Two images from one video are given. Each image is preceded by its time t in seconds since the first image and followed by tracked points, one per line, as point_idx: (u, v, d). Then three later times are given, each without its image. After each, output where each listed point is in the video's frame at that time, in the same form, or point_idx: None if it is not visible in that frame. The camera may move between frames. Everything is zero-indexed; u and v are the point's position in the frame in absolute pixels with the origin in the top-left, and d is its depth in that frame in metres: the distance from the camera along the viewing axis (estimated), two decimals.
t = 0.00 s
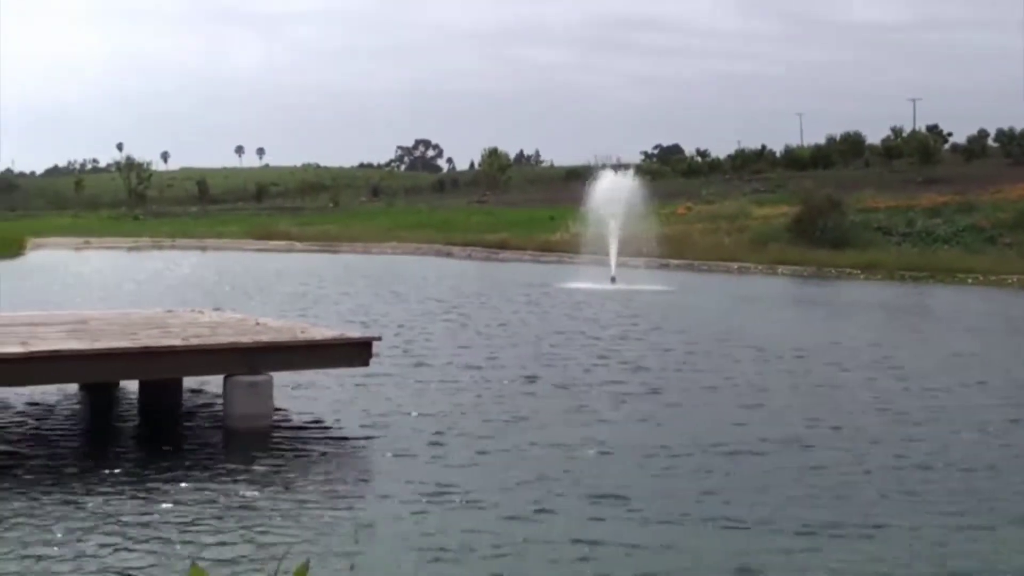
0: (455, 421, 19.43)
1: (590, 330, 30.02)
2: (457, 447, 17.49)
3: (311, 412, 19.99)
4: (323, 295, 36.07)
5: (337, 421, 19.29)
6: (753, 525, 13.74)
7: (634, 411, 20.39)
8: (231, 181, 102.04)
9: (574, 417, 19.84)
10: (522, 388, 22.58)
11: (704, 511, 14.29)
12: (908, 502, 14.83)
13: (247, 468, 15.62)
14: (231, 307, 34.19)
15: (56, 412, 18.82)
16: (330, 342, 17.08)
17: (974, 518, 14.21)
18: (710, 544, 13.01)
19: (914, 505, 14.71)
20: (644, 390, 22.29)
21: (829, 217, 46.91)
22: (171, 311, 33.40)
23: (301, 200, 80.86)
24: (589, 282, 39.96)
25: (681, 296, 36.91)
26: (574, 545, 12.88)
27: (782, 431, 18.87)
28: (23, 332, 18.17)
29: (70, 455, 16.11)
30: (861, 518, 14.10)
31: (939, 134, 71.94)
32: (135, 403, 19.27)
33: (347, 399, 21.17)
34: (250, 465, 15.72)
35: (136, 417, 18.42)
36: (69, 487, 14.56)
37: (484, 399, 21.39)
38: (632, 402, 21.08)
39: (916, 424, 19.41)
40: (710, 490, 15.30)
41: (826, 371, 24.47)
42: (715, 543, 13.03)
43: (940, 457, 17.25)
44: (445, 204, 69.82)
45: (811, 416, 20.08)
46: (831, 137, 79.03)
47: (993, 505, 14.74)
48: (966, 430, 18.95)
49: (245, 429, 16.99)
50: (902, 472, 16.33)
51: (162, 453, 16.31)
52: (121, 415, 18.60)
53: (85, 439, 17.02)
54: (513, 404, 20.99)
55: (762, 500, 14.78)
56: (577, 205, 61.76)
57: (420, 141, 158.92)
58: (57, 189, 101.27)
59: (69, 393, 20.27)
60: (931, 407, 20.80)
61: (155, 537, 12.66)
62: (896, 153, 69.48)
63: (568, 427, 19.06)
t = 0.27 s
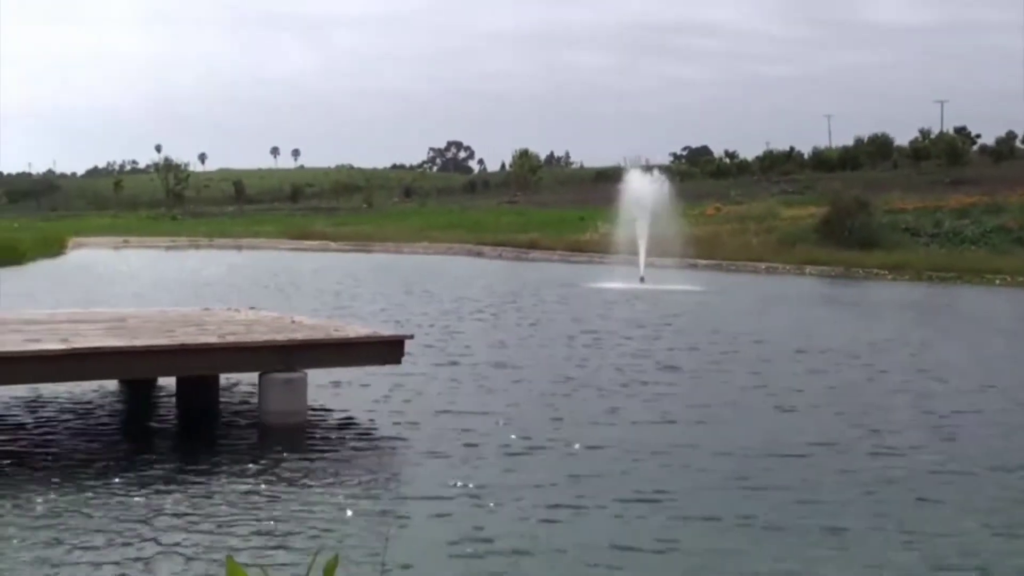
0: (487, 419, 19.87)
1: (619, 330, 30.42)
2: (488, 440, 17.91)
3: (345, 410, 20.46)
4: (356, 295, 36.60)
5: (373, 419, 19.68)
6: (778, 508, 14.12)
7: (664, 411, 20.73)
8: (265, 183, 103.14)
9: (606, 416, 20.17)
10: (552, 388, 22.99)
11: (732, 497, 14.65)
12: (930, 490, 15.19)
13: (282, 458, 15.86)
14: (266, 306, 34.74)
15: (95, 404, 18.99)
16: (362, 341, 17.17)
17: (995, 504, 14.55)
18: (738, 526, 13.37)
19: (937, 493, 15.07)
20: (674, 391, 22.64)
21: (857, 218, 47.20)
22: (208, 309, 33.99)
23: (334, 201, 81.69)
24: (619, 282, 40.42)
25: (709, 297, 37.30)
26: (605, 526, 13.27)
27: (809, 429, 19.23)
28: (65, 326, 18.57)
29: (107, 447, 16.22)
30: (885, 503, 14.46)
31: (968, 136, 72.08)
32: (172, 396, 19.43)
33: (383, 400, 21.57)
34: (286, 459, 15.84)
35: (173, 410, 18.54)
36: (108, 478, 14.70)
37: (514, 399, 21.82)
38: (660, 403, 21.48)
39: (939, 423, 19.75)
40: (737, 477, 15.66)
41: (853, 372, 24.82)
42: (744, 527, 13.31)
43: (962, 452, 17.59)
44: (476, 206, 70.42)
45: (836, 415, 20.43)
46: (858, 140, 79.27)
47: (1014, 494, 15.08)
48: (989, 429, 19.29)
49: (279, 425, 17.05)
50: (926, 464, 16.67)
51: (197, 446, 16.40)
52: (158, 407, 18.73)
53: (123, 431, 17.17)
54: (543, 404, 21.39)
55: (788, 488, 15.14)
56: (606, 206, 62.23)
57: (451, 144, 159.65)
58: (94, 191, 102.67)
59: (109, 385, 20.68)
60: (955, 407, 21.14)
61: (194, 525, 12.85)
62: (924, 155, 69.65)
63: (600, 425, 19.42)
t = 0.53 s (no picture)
0: (511, 418, 20.35)
1: (641, 330, 30.86)
2: (513, 438, 18.36)
3: (373, 408, 20.95)
4: (382, 295, 37.15)
5: (399, 418, 20.15)
6: (795, 504, 14.54)
7: (683, 411, 21.15)
8: (290, 183, 104.04)
9: (626, 416, 20.59)
10: (576, 388, 23.45)
11: (750, 493, 15.07)
12: (944, 488, 15.59)
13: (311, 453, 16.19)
14: (293, 305, 35.29)
15: (126, 402, 19.41)
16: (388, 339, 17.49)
17: (1007, 502, 14.95)
18: (756, 521, 13.79)
19: (951, 491, 15.47)
20: (694, 391, 23.05)
21: (877, 218, 47.53)
22: (236, 308, 34.56)
23: (359, 201, 82.47)
24: (641, 282, 40.92)
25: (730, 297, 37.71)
26: (627, 520, 13.70)
27: (826, 430, 19.64)
28: (97, 324, 19.09)
29: (139, 444, 16.55)
30: (899, 500, 14.88)
31: (989, 137, 72.23)
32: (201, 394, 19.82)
33: (409, 399, 22.03)
34: (314, 455, 16.10)
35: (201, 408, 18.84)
36: (138, 474, 14.98)
37: (538, 399, 22.27)
38: (681, 402, 21.89)
39: (955, 425, 20.14)
40: (756, 475, 16.07)
41: (872, 372, 25.23)
42: (759, 521, 13.72)
43: (977, 452, 17.97)
44: (499, 206, 70.95)
45: (854, 416, 20.82)
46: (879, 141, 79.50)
47: None
48: (1004, 431, 19.67)
49: (307, 422, 17.36)
50: (941, 464, 17.06)
51: (227, 442, 16.75)
52: (186, 406, 19.06)
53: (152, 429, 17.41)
54: (566, 404, 21.83)
55: (806, 486, 15.56)
56: (627, 207, 62.68)
57: (474, 145, 160.37)
58: (123, 191, 103.91)
59: (140, 382, 21.20)
60: (971, 408, 21.52)
61: (224, 519, 13.20)
62: (945, 156, 69.83)
63: (622, 425, 19.85)
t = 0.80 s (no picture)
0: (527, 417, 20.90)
1: (655, 330, 31.39)
2: (528, 436, 18.90)
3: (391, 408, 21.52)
4: (401, 294, 37.77)
5: (417, 417, 20.67)
6: (801, 497, 15.03)
7: (694, 410, 21.64)
8: (309, 184, 104.95)
9: (638, 415, 21.10)
10: (590, 388, 24.00)
11: (758, 487, 15.55)
12: (946, 483, 16.06)
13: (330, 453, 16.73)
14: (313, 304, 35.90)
15: (151, 399, 19.95)
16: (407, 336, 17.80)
17: (1008, 496, 15.40)
18: (763, 511, 14.28)
19: (954, 485, 15.93)
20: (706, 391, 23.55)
21: (891, 219, 47.96)
22: (258, 307, 35.20)
23: (378, 202, 83.25)
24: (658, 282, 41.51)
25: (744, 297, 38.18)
26: (638, 510, 14.21)
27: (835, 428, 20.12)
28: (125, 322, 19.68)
29: (165, 438, 17.12)
30: (902, 493, 15.35)
31: (1003, 140, 72.49)
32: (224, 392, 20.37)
33: (426, 398, 22.59)
34: (332, 455, 16.48)
35: (223, 407, 19.27)
36: (165, 467, 15.49)
37: (552, 399, 22.80)
38: (692, 403, 22.40)
39: (961, 425, 20.59)
40: (764, 472, 16.56)
41: (881, 373, 25.71)
42: (765, 513, 14.16)
43: (981, 450, 18.43)
44: (516, 208, 71.54)
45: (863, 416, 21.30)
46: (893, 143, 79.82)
47: None
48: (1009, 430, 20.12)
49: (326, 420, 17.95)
50: (945, 461, 17.52)
51: (250, 439, 17.32)
52: (209, 403, 19.58)
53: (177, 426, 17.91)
54: (580, 403, 22.36)
55: (813, 481, 16.04)
56: (643, 208, 63.18)
57: (492, 147, 161.15)
58: (146, 191, 105.10)
59: (166, 380, 21.80)
60: (977, 409, 21.97)
61: (247, 511, 13.60)
62: (960, 158, 70.12)
63: (634, 425, 20.35)
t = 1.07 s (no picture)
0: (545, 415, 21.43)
1: (672, 330, 31.88)
2: (545, 434, 19.41)
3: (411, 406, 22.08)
4: (420, 294, 38.35)
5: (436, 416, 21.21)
6: (809, 495, 15.50)
7: (708, 410, 22.11)
8: (331, 185, 105.83)
9: (653, 414, 21.59)
10: (606, 386, 24.51)
11: (767, 485, 16.03)
12: (951, 481, 16.53)
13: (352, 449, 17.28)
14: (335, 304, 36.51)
15: (177, 398, 20.54)
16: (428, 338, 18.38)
17: (1012, 494, 15.84)
18: (772, 508, 14.76)
19: (959, 484, 16.37)
20: (719, 391, 24.01)
21: (907, 221, 48.30)
22: (281, 306, 35.84)
23: (399, 202, 83.94)
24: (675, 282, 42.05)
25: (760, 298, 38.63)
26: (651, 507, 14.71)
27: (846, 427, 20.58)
28: (154, 322, 20.29)
29: (193, 436, 17.70)
30: (908, 492, 15.81)
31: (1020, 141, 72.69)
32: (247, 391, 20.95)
33: (446, 396, 23.14)
34: (352, 454, 16.96)
35: (247, 405, 19.85)
36: (194, 463, 16.06)
37: (569, 398, 23.30)
38: (707, 402, 22.88)
39: (970, 424, 21.02)
40: (773, 470, 17.03)
41: (894, 373, 26.15)
42: (771, 511, 14.59)
43: (988, 449, 18.86)
44: (535, 208, 72.08)
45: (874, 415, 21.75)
46: (910, 145, 80.10)
47: None
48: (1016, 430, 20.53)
49: (347, 418, 18.54)
50: (952, 460, 17.97)
51: (275, 436, 17.90)
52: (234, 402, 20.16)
53: (204, 424, 18.49)
54: (596, 402, 22.87)
55: (821, 479, 16.51)
56: (662, 209, 63.67)
57: (512, 148, 161.78)
58: (169, 191, 106.11)
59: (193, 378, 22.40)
60: (987, 409, 22.39)
61: (271, 506, 14.08)
62: (977, 159, 70.35)
63: (649, 424, 20.84)
